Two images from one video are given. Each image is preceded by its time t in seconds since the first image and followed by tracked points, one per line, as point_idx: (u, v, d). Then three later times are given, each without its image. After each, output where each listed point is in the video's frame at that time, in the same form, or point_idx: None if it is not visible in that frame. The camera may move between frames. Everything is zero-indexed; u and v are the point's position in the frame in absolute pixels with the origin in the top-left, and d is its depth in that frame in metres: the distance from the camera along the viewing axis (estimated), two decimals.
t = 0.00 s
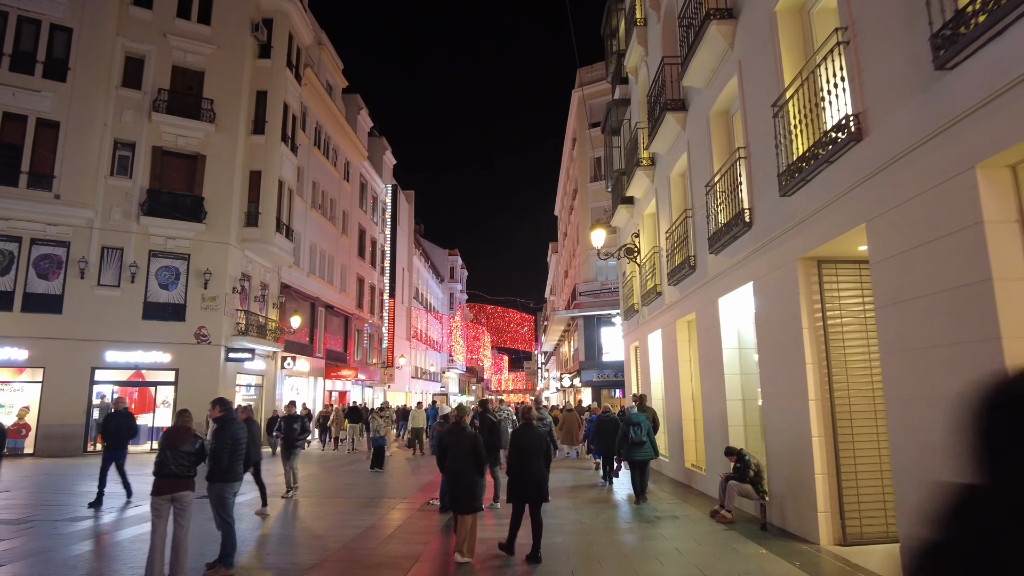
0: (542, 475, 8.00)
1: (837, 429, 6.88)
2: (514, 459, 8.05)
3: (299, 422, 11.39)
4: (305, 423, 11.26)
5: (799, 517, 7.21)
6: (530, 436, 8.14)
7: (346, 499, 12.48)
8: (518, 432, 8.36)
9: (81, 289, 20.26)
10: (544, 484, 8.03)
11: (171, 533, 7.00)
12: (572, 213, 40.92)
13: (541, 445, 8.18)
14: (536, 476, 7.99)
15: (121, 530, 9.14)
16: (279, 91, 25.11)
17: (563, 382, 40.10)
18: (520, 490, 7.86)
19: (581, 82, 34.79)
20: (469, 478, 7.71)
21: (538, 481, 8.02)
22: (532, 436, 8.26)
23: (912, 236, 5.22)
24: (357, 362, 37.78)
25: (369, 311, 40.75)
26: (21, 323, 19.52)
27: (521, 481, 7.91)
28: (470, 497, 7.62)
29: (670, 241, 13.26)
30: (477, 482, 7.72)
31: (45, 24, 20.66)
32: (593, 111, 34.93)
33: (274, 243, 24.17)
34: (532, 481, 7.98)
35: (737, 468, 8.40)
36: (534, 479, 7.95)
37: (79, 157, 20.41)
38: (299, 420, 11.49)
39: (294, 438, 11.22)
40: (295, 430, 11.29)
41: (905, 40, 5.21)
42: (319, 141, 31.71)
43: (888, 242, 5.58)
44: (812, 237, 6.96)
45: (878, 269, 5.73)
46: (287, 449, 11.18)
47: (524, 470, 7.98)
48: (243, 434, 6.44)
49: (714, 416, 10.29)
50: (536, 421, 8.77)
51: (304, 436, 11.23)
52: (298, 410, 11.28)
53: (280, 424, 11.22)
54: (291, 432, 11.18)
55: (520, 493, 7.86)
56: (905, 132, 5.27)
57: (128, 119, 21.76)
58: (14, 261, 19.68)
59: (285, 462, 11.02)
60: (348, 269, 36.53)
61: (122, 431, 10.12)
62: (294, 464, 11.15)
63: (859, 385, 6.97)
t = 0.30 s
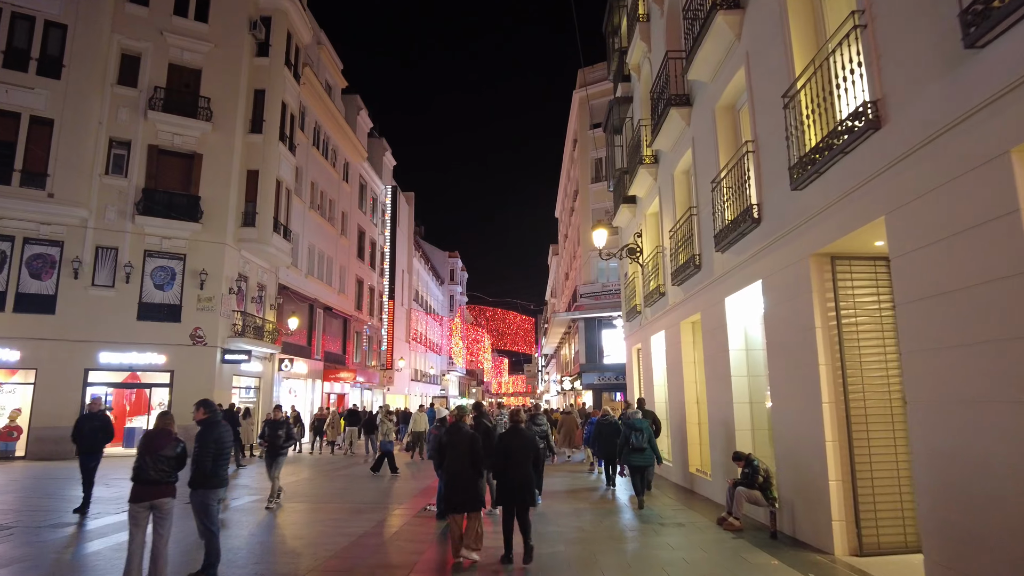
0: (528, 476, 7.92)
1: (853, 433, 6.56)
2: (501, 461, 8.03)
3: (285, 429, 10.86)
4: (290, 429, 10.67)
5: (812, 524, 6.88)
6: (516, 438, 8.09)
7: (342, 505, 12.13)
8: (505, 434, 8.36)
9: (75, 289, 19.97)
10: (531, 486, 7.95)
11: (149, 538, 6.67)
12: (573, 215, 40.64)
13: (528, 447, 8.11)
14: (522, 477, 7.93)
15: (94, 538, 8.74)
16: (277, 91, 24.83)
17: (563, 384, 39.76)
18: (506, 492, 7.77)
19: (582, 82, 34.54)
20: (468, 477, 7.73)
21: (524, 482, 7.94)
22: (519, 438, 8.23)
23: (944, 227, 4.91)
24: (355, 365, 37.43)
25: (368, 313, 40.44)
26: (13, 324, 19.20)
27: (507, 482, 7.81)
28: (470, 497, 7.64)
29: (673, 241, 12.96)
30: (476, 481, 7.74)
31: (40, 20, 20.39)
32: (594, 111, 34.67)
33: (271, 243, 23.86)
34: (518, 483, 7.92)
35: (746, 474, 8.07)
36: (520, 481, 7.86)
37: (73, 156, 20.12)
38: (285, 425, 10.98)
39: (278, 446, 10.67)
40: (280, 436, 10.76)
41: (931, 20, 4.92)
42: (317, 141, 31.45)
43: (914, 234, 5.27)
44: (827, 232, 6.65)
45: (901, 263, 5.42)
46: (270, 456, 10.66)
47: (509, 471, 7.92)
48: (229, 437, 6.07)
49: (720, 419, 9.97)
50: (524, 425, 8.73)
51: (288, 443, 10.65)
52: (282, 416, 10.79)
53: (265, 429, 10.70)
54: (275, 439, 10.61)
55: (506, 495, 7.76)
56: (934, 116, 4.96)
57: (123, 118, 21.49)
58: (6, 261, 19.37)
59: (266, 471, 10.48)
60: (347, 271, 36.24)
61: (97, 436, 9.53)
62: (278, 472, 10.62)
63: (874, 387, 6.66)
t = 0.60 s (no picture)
0: (518, 480, 7.78)
1: (862, 435, 6.25)
2: (494, 462, 7.84)
3: (263, 430, 10.41)
4: (269, 429, 10.21)
5: (819, 531, 6.57)
6: (509, 441, 7.84)
7: (334, 509, 11.81)
8: (497, 436, 8.05)
9: (66, 289, 19.68)
10: (520, 489, 7.79)
11: (117, 546, 6.28)
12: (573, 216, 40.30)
13: (518, 449, 7.89)
14: (512, 481, 7.80)
15: (64, 542, 8.43)
16: (273, 89, 24.53)
17: (563, 386, 39.44)
18: (495, 497, 7.63)
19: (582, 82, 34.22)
20: (466, 479, 7.49)
21: (513, 485, 7.82)
22: (510, 440, 7.96)
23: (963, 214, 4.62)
24: (353, 366, 37.12)
25: (366, 314, 40.13)
26: (3, 324, 18.91)
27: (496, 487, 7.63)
28: (468, 501, 7.38)
29: (674, 238, 12.66)
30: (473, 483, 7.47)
31: (31, 17, 20.11)
32: (593, 111, 34.37)
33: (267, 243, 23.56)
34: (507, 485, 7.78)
35: (749, 477, 7.75)
36: (509, 485, 7.73)
37: (65, 154, 19.83)
38: (264, 426, 10.52)
39: (257, 447, 10.17)
40: (259, 437, 10.29)
41: None
42: (315, 140, 31.17)
43: (930, 223, 4.98)
44: (835, 225, 6.35)
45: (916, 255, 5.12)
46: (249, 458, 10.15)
47: (498, 474, 7.74)
48: (206, 439, 5.81)
49: (722, 421, 9.66)
50: (517, 421, 8.47)
51: (267, 443, 10.17)
52: (261, 415, 10.35)
53: (242, 430, 10.25)
54: (253, 439, 10.13)
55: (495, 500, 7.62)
56: (950, 98, 4.68)
57: (116, 116, 21.22)
58: None
59: (245, 473, 9.96)
60: (344, 271, 35.96)
61: (66, 437, 9.16)
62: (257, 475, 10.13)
63: (884, 387, 6.36)
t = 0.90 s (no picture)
0: (517, 481, 7.58)
1: (877, 437, 5.92)
2: (494, 462, 7.67)
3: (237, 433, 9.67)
4: (243, 431, 9.51)
5: (832, 537, 6.22)
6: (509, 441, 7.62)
7: (327, 512, 11.48)
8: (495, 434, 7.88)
9: (58, 288, 19.38)
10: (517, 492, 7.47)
11: (85, 557, 6.01)
12: (573, 214, 39.94)
13: (517, 447, 7.73)
14: (511, 483, 7.58)
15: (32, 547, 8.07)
16: (269, 85, 24.21)
17: (564, 386, 39.10)
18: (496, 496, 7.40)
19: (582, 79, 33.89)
20: (471, 482, 7.41)
21: (512, 487, 7.59)
22: (509, 440, 7.80)
23: (993, 196, 4.27)
24: (351, 367, 36.78)
25: (365, 314, 39.83)
26: None
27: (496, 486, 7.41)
28: (466, 500, 7.33)
29: (676, 234, 12.33)
30: (476, 485, 7.42)
31: (21, 12, 19.82)
32: (594, 108, 34.02)
33: (262, 242, 23.24)
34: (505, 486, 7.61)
35: (755, 481, 7.41)
36: (508, 486, 7.54)
37: (55, 151, 19.52)
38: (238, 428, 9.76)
39: (229, 452, 9.44)
40: (232, 441, 9.53)
41: None
42: (312, 139, 30.87)
43: (957, 207, 4.62)
44: (847, 214, 6.02)
45: (939, 241, 4.79)
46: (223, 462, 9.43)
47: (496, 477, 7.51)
48: (182, 441, 5.47)
49: (727, 422, 9.31)
50: (517, 419, 8.25)
51: (241, 447, 9.46)
52: (234, 417, 9.66)
53: (214, 435, 9.51)
54: (225, 443, 9.39)
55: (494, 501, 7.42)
56: (977, 71, 4.33)
57: (109, 113, 20.92)
58: None
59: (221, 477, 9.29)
60: (342, 271, 35.66)
61: (27, 442, 8.75)
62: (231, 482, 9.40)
63: (898, 384, 6.03)
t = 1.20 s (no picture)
0: (527, 484, 7.33)
1: (905, 438, 5.59)
2: (504, 466, 7.50)
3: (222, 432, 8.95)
4: (229, 433, 8.90)
5: (856, 542, 5.88)
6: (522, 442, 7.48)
7: (330, 513, 11.21)
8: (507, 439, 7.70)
9: (61, 286, 19.24)
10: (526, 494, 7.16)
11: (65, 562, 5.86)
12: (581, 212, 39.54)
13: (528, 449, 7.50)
14: (521, 485, 7.34)
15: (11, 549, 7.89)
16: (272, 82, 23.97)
17: (571, 386, 38.72)
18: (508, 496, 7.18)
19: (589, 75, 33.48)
20: (482, 484, 7.14)
21: (522, 490, 7.33)
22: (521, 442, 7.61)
23: None
24: (357, 366, 36.54)
25: (371, 313, 39.58)
26: None
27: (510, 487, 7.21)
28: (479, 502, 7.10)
29: (687, 228, 11.99)
30: (487, 489, 7.18)
31: (24, 9, 19.70)
32: (601, 104, 33.59)
33: (266, 240, 23.01)
34: (514, 489, 7.41)
35: (773, 483, 7.09)
36: (518, 488, 7.28)
37: (57, 148, 19.36)
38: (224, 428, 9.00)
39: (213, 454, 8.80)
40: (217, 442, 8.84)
41: None
42: (317, 136, 30.66)
43: (1000, 187, 4.25)
44: (871, 201, 5.68)
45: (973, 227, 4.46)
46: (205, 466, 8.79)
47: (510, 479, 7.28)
48: (169, 440, 5.15)
49: (742, 421, 8.97)
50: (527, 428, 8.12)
51: (227, 449, 8.84)
52: (220, 417, 8.99)
53: (198, 434, 8.87)
54: (209, 444, 8.76)
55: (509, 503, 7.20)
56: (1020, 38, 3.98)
57: (112, 110, 20.76)
58: None
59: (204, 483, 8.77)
60: (348, 270, 35.44)
61: None
62: (213, 487, 8.77)
63: (927, 381, 5.69)
